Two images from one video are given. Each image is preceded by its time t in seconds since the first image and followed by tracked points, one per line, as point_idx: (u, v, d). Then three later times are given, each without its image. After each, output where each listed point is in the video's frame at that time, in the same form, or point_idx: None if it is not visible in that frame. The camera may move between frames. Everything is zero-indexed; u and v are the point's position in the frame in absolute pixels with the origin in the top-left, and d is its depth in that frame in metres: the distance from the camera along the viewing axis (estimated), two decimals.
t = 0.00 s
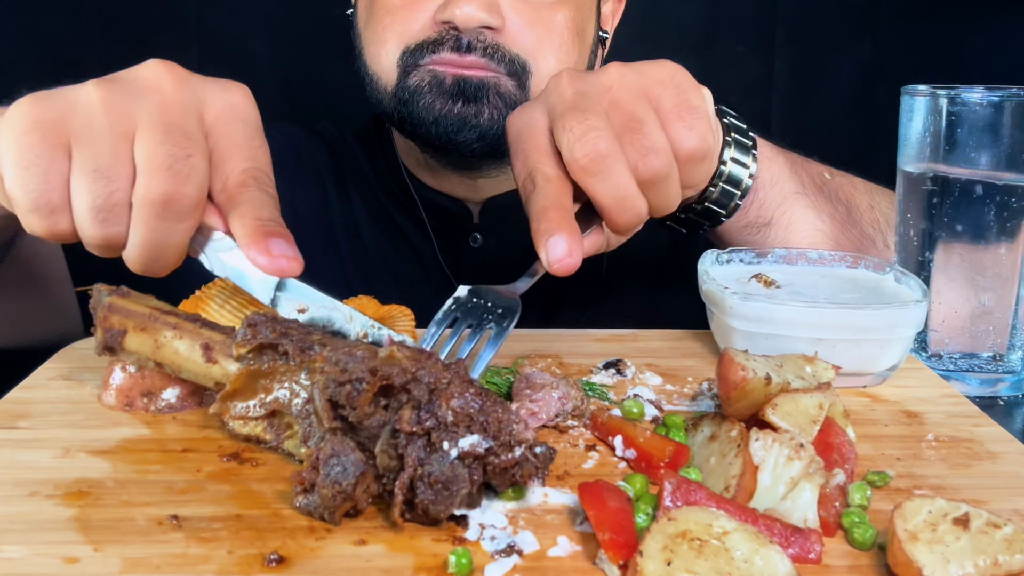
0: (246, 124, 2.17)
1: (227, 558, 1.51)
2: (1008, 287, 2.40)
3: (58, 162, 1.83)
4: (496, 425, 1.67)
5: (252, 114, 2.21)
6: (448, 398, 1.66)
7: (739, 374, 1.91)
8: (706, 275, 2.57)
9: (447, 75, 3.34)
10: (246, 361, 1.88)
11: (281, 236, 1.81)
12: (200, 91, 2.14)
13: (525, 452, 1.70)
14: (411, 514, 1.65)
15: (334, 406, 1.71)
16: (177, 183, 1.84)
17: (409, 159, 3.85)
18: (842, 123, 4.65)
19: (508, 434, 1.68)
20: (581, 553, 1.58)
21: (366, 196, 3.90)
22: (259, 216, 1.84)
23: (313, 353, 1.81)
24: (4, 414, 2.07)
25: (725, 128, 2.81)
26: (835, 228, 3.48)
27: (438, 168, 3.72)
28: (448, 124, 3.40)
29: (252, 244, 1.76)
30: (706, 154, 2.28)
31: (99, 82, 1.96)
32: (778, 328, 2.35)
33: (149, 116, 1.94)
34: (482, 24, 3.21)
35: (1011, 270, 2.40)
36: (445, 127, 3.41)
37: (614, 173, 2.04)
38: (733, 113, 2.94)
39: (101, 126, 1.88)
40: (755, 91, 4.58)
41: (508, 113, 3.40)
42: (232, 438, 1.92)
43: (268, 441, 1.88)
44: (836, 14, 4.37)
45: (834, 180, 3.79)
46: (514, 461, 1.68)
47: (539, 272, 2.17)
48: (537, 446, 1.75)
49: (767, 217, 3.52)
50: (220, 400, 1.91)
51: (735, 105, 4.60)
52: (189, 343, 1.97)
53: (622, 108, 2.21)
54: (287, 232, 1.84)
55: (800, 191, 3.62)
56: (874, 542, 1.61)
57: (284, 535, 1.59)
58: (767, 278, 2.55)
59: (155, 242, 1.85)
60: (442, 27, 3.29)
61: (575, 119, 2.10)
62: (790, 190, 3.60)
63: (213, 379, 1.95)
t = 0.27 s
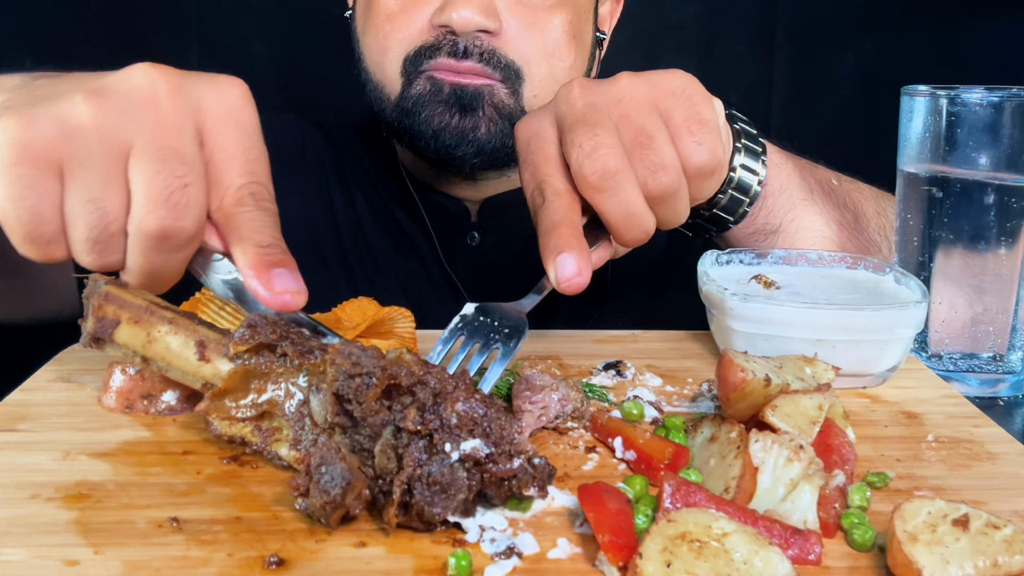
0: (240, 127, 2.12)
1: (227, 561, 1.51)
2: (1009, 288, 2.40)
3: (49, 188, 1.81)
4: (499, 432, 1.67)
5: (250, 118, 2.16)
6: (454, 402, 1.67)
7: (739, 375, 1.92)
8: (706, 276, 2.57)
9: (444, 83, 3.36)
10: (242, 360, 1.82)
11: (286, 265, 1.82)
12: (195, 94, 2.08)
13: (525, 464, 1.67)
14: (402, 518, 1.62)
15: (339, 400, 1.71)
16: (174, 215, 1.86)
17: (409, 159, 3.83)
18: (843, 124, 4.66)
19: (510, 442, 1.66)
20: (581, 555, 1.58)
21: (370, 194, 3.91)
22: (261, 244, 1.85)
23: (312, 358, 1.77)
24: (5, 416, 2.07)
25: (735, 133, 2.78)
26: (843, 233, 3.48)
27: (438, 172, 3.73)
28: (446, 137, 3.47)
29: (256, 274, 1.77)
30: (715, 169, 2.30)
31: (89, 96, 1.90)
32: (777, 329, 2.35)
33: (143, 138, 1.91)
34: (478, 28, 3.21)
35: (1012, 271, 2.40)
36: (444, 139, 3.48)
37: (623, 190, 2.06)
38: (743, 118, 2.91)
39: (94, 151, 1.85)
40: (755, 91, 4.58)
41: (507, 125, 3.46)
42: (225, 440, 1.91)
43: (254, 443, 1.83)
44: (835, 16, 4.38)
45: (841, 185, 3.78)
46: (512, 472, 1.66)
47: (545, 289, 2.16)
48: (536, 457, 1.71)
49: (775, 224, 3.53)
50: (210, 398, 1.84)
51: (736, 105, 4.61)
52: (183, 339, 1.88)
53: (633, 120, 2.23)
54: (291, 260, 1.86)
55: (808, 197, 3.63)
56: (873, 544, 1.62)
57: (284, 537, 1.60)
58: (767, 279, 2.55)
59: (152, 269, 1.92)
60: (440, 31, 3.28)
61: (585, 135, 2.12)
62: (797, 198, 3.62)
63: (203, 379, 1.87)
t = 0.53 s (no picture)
0: (241, 150, 2.18)
1: (227, 561, 1.51)
2: (1008, 288, 2.41)
3: (55, 227, 1.92)
4: (502, 431, 1.68)
5: (252, 138, 2.22)
6: (456, 402, 1.67)
7: (738, 376, 1.92)
8: (705, 277, 2.57)
9: (440, 80, 3.37)
10: (242, 362, 1.81)
11: (295, 288, 1.89)
12: (196, 120, 2.14)
13: (526, 463, 1.67)
14: (406, 516, 1.63)
15: (343, 400, 1.69)
16: (176, 248, 1.94)
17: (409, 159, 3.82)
18: (842, 124, 4.66)
19: (512, 442, 1.67)
20: (581, 556, 1.58)
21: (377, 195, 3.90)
22: (269, 269, 1.92)
23: (315, 361, 1.79)
24: (5, 417, 2.08)
25: (736, 137, 2.79)
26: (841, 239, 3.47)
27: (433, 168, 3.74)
28: (445, 128, 3.42)
29: (267, 297, 1.84)
30: (712, 160, 2.31)
31: (91, 132, 1.99)
32: (777, 330, 2.35)
33: (143, 172, 1.99)
34: (473, 29, 3.24)
35: (1011, 271, 2.40)
36: (442, 130, 3.42)
37: (616, 173, 2.12)
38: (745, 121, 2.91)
39: (96, 189, 1.94)
40: (754, 91, 4.59)
41: (506, 117, 3.42)
42: (224, 442, 1.91)
43: (254, 445, 1.83)
44: (835, 16, 4.37)
45: (840, 191, 3.75)
46: (514, 472, 1.66)
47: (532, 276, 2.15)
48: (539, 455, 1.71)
49: (774, 228, 3.55)
50: (209, 399, 1.83)
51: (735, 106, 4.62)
52: (183, 343, 1.83)
53: (628, 111, 2.26)
54: (299, 283, 1.93)
55: (808, 203, 3.62)
56: (873, 544, 1.62)
57: (284, 538, 1.60)
58: (766, 280, 2.56)
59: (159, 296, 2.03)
60: (434, 32, 3.31)
61: (581, 119, 2.21)
62: (798, 202, 3.62)
63: (204, 382, 1.83)
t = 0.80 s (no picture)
0: (245, 151, 2.21)
1: (227, 560, 1.51)
2: (1008, 287, 2.41)
3: (62, 228, 1.91)
4: (502, 428, 1.68)
5: (257, 143, 2.25)
6: (457, 399, 1.67)
7: (738, 376, 1.92)
8: (706, 276, 2.57)
9: (435, 87, 3.38)
10: (244, 359, 1.83)
11: (297, 289, 1.94)
12: (202, 126, 2.16)
13: (526, 461, 1.67)
14: (405, 512, 1.63)
15: (344, 394, 1.70)
16: (180, 248, 1.96)
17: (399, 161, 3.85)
18: (842, 123, 4.66)
19: (512, 439, 1.67)
20: (581, 555, 1.58)
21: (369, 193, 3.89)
22: (272, 269, 1.97)
23: (316, 358, 1.82)
24: (5, 416, 2.08)
25: (713, 127, 2.81)
26: (822, 227, 3.52)
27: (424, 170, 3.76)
28: (436, 139, 3.46)
29: (270, 297, 1.90)
30: (676, 160, 2.29)
31: (98, 133, 1.99)
32: (776, 329, 2.35)
33: (150, 173, 2.00)
34: (465, 25, 3.24)
35: (1012, 271, 2.40)
36: (433, 141, 3.47)
37: (575, 184, 2.16)
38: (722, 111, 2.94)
39: (103, 189, 1.94)
40: (754, 91, 4.59)
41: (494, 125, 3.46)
42: (224, 441, 1.91)
43: (253, 442, 1.82)
44: (836, 15, 4.37)
45: (822, 177, 3.75)
46: (514, 469, 1.66)
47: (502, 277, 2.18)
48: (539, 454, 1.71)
49: (753, 217, 3.55)
50: (211, 396, 1.84)
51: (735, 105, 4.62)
52: (186, 339, 1.86)
53: (588, 114, 2.26)
54: (301, 283, 1.98)
55: (786, 190, 3.65)
56: (873, 543, 1.62)
57: (284, 537, 1.60)
58: (767, 279, 2.55)
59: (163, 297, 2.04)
60: (429, 31, 3.30)
61: (539, 129, 2.24)
62: (775, 190, 3.63)
63: (204, 379, 1.86)
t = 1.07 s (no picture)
0: (235, 163, 2.29)
1: (227, 561, 1.52)
2: (1009, 286, 2.41)
3: (60, 234, 1.91)
4: (501, 418, 1.72)
5: (248, 150, 2.36)
6: (456, 390, 1.70)
7: (738, 376, 1.92)
8: (706, 277, 2.57)
9: (424, 76, 3.37)
10: (243, 358, 1.81)
11: (290, 290, 1.98)
12: (196, 133, 2.23)
13: (524, 451, 1.72)
14: (404, 502, 1.65)
15: (343, 385, 1.70)
16: (174, 250, 1.96)
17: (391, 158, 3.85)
18: (842, 124, 4.67)
19: (509, 429, 1.71)
20: (580, 556, 1.58)
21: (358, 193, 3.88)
22: (265, 271, 2.02)
23: (314, 356, 1.82)
24: (5, 417, 2.08)
25: (697, 110, 2.82)
26: (814, 203, 3.52)
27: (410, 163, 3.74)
28: (427, 125, 3.42)
29: (263, 298, 1.95)
30: (653, 165, 2.31)
31: (95, 142, 2.03)
32: (776, 328, 2.35)
33: (146, 178, 2.04)
34: (450, 24, 3.25)
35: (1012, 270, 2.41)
36: (425, 128, 3.42)
37: (561, 212, 2.25)
38: (704, 95, 2.97)
39: (99, 196, 1.96)
40: (755, 91, 4.59)
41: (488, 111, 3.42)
42: (224, 442, 1.92)
43: (252, 440, 1.81)
44: (836, 15, 4.37)
45: (809, 155, 3.82)
46: (512, 459, 1.71)
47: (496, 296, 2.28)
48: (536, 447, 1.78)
49: (745, 198, 3.51)
50: (208, 396, 1.81)
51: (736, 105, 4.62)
52: (185, 339, 1.84)
53: (559, 139, 2.28)
54: (294, 284, 2.02)
55: (775, 168, 3.63)
56: (873, 544, 1.62)
57: (284, 537, 1.60)
58: (766, 279, 2.56)
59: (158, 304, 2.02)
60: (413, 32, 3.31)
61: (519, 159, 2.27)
62: (763, 169, 3.61)
63: (204, 379, 1.85)
